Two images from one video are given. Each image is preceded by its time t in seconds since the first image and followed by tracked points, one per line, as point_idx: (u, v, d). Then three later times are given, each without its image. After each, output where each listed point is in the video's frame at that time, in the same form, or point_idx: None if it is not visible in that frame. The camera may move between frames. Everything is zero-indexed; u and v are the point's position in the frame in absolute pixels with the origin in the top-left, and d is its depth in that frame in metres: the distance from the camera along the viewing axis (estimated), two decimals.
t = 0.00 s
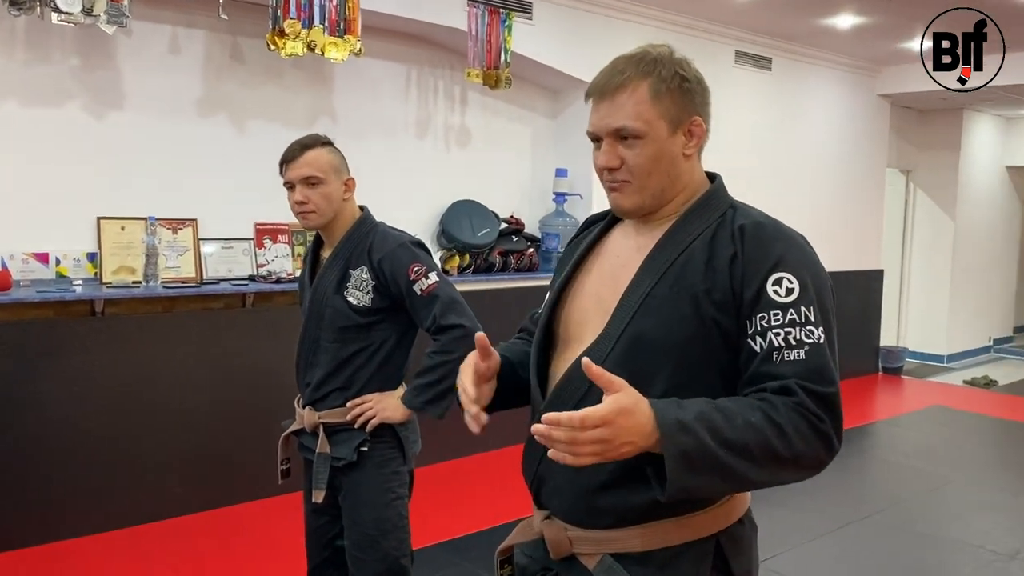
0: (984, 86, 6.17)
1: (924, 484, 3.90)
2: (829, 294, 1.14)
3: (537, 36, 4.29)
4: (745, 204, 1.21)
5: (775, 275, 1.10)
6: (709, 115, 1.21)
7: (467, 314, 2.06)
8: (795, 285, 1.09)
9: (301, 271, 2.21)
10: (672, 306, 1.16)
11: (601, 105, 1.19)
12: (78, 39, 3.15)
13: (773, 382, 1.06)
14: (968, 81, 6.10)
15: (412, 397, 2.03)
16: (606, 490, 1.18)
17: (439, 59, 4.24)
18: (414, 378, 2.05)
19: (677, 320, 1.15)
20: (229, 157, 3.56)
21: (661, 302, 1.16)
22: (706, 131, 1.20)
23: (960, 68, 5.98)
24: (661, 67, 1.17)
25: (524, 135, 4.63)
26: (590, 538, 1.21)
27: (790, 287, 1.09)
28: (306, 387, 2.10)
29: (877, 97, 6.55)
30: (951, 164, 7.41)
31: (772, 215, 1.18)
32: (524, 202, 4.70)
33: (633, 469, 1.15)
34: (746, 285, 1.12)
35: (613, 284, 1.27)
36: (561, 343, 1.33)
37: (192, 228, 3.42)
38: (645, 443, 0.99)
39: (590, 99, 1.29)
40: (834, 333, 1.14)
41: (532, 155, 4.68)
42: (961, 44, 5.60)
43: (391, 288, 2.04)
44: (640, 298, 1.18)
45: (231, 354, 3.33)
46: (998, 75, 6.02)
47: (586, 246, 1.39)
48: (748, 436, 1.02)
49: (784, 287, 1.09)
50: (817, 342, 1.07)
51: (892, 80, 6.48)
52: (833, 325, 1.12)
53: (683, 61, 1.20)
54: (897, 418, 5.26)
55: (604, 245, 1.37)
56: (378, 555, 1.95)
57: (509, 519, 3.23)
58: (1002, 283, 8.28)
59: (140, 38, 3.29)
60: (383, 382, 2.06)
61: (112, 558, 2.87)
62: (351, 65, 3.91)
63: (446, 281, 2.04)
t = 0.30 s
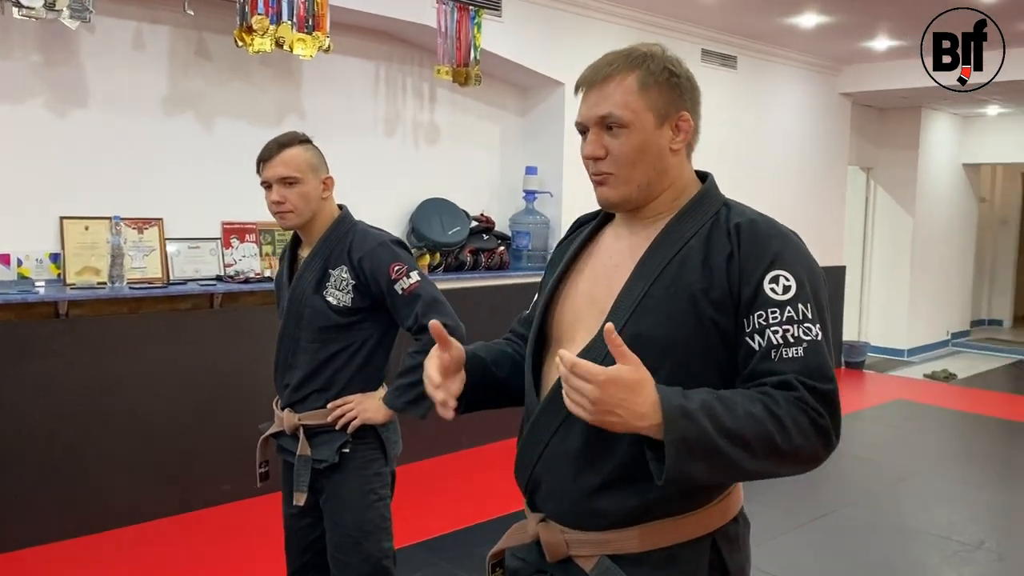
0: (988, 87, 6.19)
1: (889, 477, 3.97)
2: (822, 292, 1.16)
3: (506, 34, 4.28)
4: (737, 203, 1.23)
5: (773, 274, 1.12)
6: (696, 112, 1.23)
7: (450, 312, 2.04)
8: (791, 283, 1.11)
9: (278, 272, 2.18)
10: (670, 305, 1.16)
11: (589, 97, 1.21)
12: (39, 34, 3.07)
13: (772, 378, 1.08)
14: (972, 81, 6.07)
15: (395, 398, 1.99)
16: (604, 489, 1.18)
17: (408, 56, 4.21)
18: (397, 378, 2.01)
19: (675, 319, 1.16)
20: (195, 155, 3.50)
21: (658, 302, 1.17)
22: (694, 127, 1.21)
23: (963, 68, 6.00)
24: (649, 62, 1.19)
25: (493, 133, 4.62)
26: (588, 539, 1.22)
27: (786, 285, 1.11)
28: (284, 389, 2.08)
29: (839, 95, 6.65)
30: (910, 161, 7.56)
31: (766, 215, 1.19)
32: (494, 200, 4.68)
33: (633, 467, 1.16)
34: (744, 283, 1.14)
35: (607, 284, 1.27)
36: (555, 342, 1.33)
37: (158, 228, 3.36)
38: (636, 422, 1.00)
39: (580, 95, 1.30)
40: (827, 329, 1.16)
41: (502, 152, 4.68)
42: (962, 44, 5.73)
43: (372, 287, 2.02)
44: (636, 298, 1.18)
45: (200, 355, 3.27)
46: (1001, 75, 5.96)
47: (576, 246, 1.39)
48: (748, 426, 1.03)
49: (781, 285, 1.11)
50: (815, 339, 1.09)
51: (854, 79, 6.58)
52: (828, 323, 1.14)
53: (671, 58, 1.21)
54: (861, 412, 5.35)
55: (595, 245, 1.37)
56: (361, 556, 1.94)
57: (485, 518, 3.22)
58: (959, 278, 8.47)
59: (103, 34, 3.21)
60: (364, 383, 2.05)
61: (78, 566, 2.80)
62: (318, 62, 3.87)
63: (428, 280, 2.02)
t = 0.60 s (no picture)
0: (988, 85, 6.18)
1: (871, 473, 4.03)
2: (829, 289, 1.19)
3: (490, 35, 4.29)
4: (741, 201, 1.26)
5: (778, 272, 1.15)
6: (701, 111, 1.28)
7: (451, 313, 2.07)
8: (797, 282, 1.14)
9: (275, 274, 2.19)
10: (673, 303, 1.20)
11: (593, 95, 1.26)
12: (20, 34, 3.03)
13: (783, 377, 1.10)
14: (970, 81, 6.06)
15: (394, 397, 2.00)
16: (610, 489, 1.21)
17: (392, 56, 4.21)
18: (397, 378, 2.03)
19: (680, 316, 1.19)
20: (180, 156, 3.48)
21: (661, 300, 1.20)
22: (698, 126, 1.26)
23: (963, 68, 5.97)
24: (654, 61, 1.24)
25: (477, 133, 4.62)
26: (593, 538, 1.24)
27: (792, 283, 1.14)
28: (283, 391, 2.07)
29: (817, 96, 6.73)
30: (887, 161, 7.66)
31: (769, 213, 1.22)
32: (478, 201, 4.69)
33: (639, 467, 1.19)
34: (748, 282, 1.16)
35: (611, 282, 1.31)
36: (562, 339, 1.36)
37: (143, 229, 3.33)
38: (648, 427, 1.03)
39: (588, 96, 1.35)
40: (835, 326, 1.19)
41: (486, 153, 4.68)
42: (962, 44, 5.68)
43: (373, 288, 2.03)
44: (640, 296, 1.22)
45: (187, 357, 3.25)
46: (1002, 74, 5.95)
47: (580, 246, 1.43)
48: (763, 427, 1.06)
49: (787, 283, 1.14)
50: (822, 336, 1.12)
51: (831, 80, 6.66)
52: (836, 320, 1.17)
53: (676, 58, 1.27)
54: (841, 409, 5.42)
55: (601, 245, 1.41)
56: (363, 557, 1.95)
57: (474, 518, 3.23)
58: (933, 276, 8.60)
59: (86, 34, 3.18)
60: (365, 383, 2.05)
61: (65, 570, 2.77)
62: (303, 62, 3.85)
63: (429, 280, 2.04)
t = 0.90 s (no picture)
0: (985, 86, 6.17)
1: (857, 472, 4.06)
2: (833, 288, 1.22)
3: (477, 37, 4.29)
4: (744, 202, 1.28)
5: (787, 272, 1.17)
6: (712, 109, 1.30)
7: (447, 315, 2.08)
8: (806, 282, 1.16)
9: (270, 276, 2.17)
10: (679, 302, 1.21)
11: (609, 85, 1.28)
12: (5, 35, 3.00)
13: (794, 381, 1.13)
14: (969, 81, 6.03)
15: (389, 400, 2.01)
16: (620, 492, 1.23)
17: (379, 58, 4.20)
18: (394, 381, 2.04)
19: (686, 315, 1.20)
20: (167, 159, 3.45)
21: (669, 299, 1.21)
22: (709, 123, 1.28)
23: (961, 68, 5.94)
24: (670, 55, 1.26)
25: (464, 136, 4.62)
26: (603, 542, 1.25)
27: (801, 283, 1.16)
28: (278, 395, 2.06)
29: (800, 98, 6.78)
30: (869, 163, 7.73)
31: (773, 214, 1.25)
32: (466, 203, 4.68)
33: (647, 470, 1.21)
34: (757, 283, 1.18)
35: (616, 281, 1.32)
36: (567, 339, 1.37)
37: (129, 232, 3.32)
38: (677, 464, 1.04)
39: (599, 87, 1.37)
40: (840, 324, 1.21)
41: (473, 156, 4.68)
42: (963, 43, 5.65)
43: (369, 291, 2.03)
44: (646, 295, 1.23)
45: (175, 361, 3.23)
46: (1001, 74, 5.95)
47: (580, 247, 1.45)
48: (777, 438, 1.08)
49: (796, 283, 1.16)
50: (831, 336, 1.14)
51: (814, 83, 6.71)
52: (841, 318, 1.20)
53: (690, 54, 1.28)
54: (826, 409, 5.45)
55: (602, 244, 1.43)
56: (359, 561, 1.95)
57: (465, 520, 3.23)
58: (915, 277, 8.68)
59: (71, 36, 3.15)
60: (361, 386, 2.05)
61: None
62: (290, 65, 3.83)
63: (425, 283, 2.05)
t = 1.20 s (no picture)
0: (983, 86, 6.17)
1: (848, 473, 4.07)
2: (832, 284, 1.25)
3: (468, 38, 4.29)
4: (740, 202, 1.30)
5: (791, 272, 1.19)
6: (698, 111, 1.30)
7: (438, 318, 2.08)
8: (810, 282, 1.19)
9: (261, 278, 2.17)
10: (687, 307, 1.22)
11: (595, 97, 1.27)
12: None
13: (806, 381, 1.15)
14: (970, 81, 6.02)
15: (380, 402, 2.01)
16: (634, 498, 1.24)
17: (370, 59, 4.19)
18: (384, 385, 2.04)
19: (694, 319, 1.21)
20: (157, 161, 3.44)
21: (675, 304, 1.22)
22: (697, 127, 1.29)
23: (961, 68, 5.94)
24: (656, 61, 1.25)
25: (455, 137, 4.62)
26: (613, 548, 1.26)
27: (806, 283, 1.19)
28: (268, 398, 2.06)
29: (789, 99, 6.80)
30: (858, 164, 7.77)
31: (772, 214, 1.27)
32: (457, 204, 4.68)
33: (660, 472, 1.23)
34: (763, 285, 1.20)
35: (617, 285, 1.33)
36: (565, 343, 1.37)
37: (118, 234, 3.30)
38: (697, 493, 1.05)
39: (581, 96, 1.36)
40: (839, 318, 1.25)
41: (464, 157, 4.68)
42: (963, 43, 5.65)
43: (360, 294, 2.03)
44: (653, 300, 1.23)
45: (165, 363, 3.22)
46: (1001, 74, 5.95)
47: (576, 247, 1.46)
48: (797, 442, 1.10)
49: (801, 283, 1.19)
50: (838, 334, 1.17)
51: (804, 84, 6.74)
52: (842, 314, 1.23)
53: (676, 57, 1.28)
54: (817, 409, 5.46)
55: (597, 249, 1.43)
56: (348, 565, 1.95)
57: (457, 523, 3.22)
58: (904, 278, 8.72)
59: (60, 36, 3.14)
60: (351, 390, 2.04)
61: None
62: (280, 66, 3.82)
63: (415, 285, 2.05)
